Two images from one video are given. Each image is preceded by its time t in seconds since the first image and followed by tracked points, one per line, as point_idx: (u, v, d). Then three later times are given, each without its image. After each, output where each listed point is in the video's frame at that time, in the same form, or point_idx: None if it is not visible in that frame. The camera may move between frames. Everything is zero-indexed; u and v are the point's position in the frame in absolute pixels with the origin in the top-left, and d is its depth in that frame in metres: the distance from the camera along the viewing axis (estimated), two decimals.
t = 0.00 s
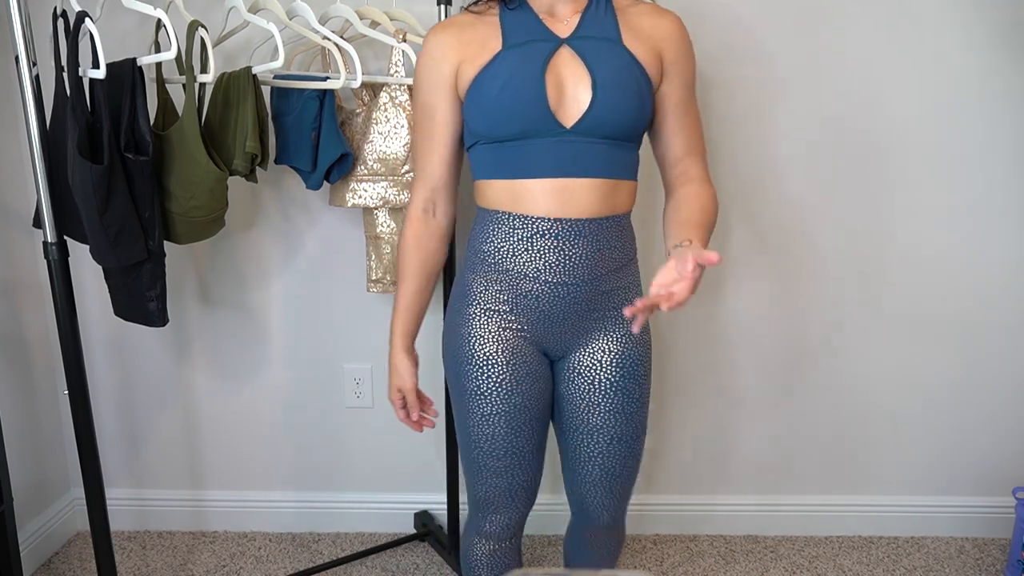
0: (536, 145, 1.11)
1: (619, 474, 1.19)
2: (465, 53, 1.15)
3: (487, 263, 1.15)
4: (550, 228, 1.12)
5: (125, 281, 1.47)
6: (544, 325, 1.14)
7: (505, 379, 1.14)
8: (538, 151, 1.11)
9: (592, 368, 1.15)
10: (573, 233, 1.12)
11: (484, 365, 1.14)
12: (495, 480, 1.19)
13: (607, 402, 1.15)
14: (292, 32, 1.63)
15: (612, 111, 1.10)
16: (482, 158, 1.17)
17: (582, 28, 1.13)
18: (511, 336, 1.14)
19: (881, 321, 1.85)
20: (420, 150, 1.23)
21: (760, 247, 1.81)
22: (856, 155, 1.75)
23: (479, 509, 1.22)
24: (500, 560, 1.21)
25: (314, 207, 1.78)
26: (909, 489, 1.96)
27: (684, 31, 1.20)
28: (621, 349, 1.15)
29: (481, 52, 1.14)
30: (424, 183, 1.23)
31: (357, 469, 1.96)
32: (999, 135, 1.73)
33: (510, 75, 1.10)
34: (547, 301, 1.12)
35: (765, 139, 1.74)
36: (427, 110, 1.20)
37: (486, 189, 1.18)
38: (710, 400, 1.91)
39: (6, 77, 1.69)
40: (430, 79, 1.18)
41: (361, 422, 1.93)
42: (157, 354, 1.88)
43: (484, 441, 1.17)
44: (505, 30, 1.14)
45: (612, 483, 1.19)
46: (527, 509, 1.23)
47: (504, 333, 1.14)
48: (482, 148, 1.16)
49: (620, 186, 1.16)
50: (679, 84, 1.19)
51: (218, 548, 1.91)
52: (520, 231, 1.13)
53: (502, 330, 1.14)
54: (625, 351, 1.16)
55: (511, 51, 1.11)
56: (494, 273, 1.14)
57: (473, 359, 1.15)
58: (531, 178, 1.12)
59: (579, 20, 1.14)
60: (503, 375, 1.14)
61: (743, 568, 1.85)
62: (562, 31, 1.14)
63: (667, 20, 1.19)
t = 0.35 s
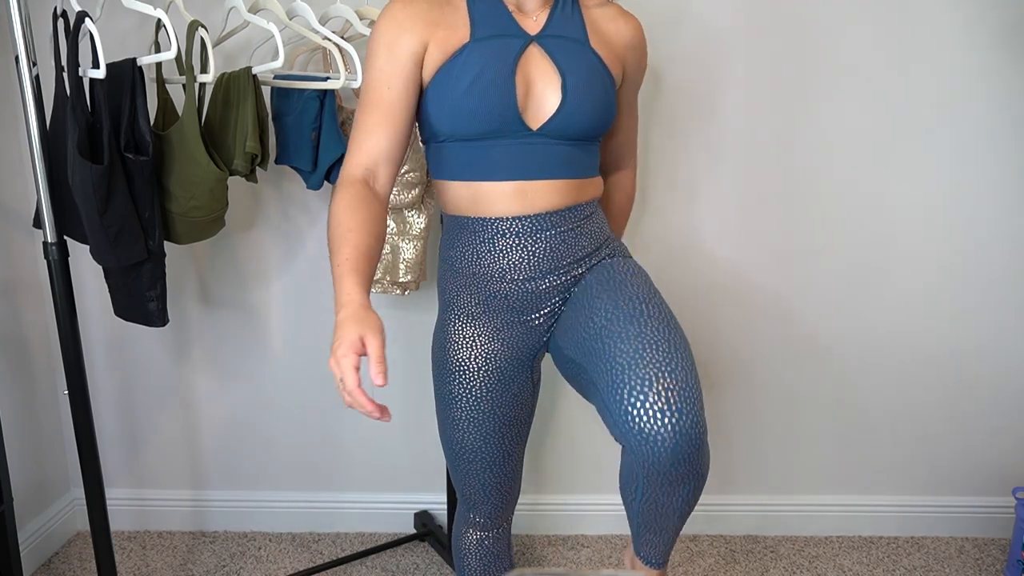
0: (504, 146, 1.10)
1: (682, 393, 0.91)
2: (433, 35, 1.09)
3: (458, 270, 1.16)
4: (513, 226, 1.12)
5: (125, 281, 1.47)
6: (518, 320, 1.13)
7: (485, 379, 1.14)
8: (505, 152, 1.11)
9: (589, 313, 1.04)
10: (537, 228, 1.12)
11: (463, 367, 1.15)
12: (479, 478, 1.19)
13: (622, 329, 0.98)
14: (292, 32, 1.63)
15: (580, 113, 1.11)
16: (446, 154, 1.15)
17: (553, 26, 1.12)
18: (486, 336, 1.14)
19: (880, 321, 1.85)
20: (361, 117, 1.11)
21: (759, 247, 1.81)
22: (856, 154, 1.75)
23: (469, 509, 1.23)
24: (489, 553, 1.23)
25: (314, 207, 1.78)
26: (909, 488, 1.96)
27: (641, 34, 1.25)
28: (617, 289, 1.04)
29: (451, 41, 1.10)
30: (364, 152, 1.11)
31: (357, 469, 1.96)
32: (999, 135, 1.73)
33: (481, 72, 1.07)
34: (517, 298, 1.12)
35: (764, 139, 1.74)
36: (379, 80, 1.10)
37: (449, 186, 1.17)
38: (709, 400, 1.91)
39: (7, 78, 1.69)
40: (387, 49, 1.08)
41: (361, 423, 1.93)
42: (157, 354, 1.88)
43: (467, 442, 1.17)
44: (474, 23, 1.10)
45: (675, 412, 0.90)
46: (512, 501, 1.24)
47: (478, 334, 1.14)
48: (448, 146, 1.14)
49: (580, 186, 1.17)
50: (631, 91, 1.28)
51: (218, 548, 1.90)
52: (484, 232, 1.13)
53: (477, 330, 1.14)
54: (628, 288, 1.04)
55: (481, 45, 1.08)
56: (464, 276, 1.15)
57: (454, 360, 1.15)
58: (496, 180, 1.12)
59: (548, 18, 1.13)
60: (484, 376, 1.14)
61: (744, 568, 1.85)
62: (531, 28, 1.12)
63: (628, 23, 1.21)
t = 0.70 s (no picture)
0: (511, 147, 1.10)
1: (674, 462, 1.03)
2: (443, 35, 1.08)
3: (464, 272, 1.15)
4: (522, 230, 1.11)
5: (125, 281, 1.47)
6: (523, 329, 1.13)
7: (488, 385, 1.15)
8: (512, 154, 1.10)
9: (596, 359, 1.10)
10: (545, 235, 1.12)
11: (467, 372, 1.15)
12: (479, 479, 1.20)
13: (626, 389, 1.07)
14: (292, 32, 1.63)
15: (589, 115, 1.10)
16: (452, 156, 1.14)
17: (563, 27, 1.11)
18: (491, 343, 1.14)
19: (881, 321, 1.85)
20: (373, 125, 1.11)
21: (760, 247, 1.81)
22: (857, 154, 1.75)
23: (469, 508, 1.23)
24: (489, 554, 1.22)
25: (314, 207, 1.78)
26: (909, 488, 1.96)
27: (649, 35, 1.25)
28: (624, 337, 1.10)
29: (460, 41, 1.08)
30: (376, 159, 1.12)
31: (357, 469, 1.96)
32: (999, 135, 1.73)
33: (490, 72, 1.06)
34: (522, 305, 1.12)
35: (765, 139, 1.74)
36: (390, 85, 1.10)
37: (453, 187, 1.17)
38: (709, 399, 1.91)
39: (7, 78, 1.69)
40: (399, 52, 1.08)
41: (361, 422, 1.93)
42: (157, 354, 1.88)
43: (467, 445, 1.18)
44: (483, 21, 1.09)
45: (668, 484, 1.02)
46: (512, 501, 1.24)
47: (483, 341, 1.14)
48: (454, 148, 1.14)
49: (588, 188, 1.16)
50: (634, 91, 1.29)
51: (218, 548, 1.91)
52: (492, 237, 1.13)
53: (482, 337, 1.14)
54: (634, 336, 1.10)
55: (490, 45, 1.07)
56: (470, 280, 1.15)
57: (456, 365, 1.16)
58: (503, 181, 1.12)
59: (558, 18, 1.11)
60: (488, 382, 1.15)
61: (744, 568, 1.85)
62: (541, 28, 1.11)
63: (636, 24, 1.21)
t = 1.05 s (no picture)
0: (572, 149, 1.10)
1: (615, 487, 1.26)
2: (499, 56, 1.12)
3: (519, 255, 1.13)
4: (587, 223, 1.11)
5: (125, 281, 1.47)
6: (570, 321, 1.13)
7: (529, 367, 1.11)
8: (575, 156, 1.10)
9: (617, 363, 1.17)
10: (608, 229, 1.12)
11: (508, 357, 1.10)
12: (497, 478, 1.09)
13: (629, 393, 1.18)
14: (292, 32, 1.63)
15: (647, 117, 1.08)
16: (512, 158, 1.16)
17: (616, 28, 1.10)
18: (536, 331, 1.12)
19: (880, 321, 1.85)
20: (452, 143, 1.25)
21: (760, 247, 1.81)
22: (857, 154, 1.75)
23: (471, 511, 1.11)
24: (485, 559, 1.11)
25: (314, 207, 1.78)
26: (909, 488, 1.96)
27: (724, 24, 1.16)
28: (645, 346, 1.18)
29: (515, 55, 1.11)
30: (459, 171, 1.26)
31: (357, 469, 1.96)
32: (999, 135, 1.73)
33: (545, 80, 1.08)
34: (577, 296, 1.12)
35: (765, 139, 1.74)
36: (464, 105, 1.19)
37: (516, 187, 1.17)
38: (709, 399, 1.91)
39: (7, 78, 1.69)
40: (462, 83, 1.17)
41: (361, 422, 1.93)
42: (157, 354, 1.88)
43: (485, 439, 1.09)
44: (538, 32, 1.11)
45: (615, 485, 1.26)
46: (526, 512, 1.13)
47: (529, 329, 1.12)
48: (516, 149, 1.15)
49: (650, 189, 1.15)
50: (722, 78, 1.14)
51: (218, 548, 1.91)
52: (555, 226, 1.12)
53: (529, 325, 1.12)
54: (651, 345, 1.18)
55: (546, 53, 1.09)
56: (522, 265, 1.13)
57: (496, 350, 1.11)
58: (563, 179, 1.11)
59: (614, 22, 1.11)
60: (525, 365, 1.10)
61: (744, 568, 1.85)
62: (597, 33, 1.10)
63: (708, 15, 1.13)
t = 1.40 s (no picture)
0: (578, 147, 1.15)
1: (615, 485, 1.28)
2: (513, 64, 1.20)
3: (529, 246, 1.18)
4: (592, 215, 1.15)
5: (125, 281, 1.47)
6: (575, 313, 1.16)
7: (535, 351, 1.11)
8: (581, 154, 1.15)
9: (622, 359, 1.19)
10: (615, 222, 1.15)
11: (512, 344, 1.10)
12: (492, 465, 1.07)
13: (635, 389, 1.20)
14: (293, 32, 1.63)
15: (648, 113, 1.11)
16: (529, 159, 1.22)
17: (621, 31, 1.14)
18: (542, 323, 1.14)
19: (880, 321, 1.85)
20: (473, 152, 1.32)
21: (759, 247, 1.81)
22: (857, 155, 1.75)
23: (461, 498, 1.08)
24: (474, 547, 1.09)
25: (314, 207, 1.78)
26: (908, 488, 1.96)
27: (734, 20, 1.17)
28: (652, 344, 1.19)
29: (526, 62, 1.19)
30: (479, 179, 1.32)
31: (358, 469, 1.96)
32: (999, 135, 1.73)
33: (549, 83, 1.14)
34: (583, 287, 1.15)
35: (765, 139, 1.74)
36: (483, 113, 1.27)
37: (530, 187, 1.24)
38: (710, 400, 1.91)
39: (6, 78, 1.69)
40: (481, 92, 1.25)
41: (361, 422, 1.93)
42: (157, 354, 1.88)
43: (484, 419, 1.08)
44: (547, 40, 1.18)
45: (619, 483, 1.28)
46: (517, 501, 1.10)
47: (535, 319, 1.13)
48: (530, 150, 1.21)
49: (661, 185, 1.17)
50: (722, 65, 1.13)
51: (218, 548, 1.90)
52: (562, 217, 1.16)
53: (534, 316, 1.13)
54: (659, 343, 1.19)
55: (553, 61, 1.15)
56: (531, 256, 1.17)
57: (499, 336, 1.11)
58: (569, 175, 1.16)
59: (619, 24, 1.15)
60: (531, 349, 1.11)
61: (744, 568, 1.85)
62: (602, 36, 1.15)
63: (715, 11, 1.16)
